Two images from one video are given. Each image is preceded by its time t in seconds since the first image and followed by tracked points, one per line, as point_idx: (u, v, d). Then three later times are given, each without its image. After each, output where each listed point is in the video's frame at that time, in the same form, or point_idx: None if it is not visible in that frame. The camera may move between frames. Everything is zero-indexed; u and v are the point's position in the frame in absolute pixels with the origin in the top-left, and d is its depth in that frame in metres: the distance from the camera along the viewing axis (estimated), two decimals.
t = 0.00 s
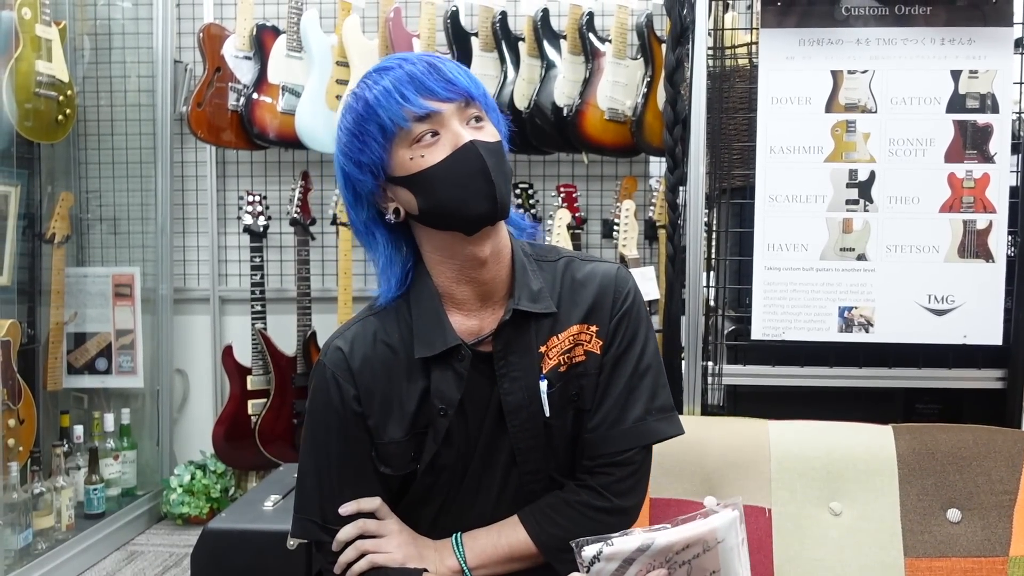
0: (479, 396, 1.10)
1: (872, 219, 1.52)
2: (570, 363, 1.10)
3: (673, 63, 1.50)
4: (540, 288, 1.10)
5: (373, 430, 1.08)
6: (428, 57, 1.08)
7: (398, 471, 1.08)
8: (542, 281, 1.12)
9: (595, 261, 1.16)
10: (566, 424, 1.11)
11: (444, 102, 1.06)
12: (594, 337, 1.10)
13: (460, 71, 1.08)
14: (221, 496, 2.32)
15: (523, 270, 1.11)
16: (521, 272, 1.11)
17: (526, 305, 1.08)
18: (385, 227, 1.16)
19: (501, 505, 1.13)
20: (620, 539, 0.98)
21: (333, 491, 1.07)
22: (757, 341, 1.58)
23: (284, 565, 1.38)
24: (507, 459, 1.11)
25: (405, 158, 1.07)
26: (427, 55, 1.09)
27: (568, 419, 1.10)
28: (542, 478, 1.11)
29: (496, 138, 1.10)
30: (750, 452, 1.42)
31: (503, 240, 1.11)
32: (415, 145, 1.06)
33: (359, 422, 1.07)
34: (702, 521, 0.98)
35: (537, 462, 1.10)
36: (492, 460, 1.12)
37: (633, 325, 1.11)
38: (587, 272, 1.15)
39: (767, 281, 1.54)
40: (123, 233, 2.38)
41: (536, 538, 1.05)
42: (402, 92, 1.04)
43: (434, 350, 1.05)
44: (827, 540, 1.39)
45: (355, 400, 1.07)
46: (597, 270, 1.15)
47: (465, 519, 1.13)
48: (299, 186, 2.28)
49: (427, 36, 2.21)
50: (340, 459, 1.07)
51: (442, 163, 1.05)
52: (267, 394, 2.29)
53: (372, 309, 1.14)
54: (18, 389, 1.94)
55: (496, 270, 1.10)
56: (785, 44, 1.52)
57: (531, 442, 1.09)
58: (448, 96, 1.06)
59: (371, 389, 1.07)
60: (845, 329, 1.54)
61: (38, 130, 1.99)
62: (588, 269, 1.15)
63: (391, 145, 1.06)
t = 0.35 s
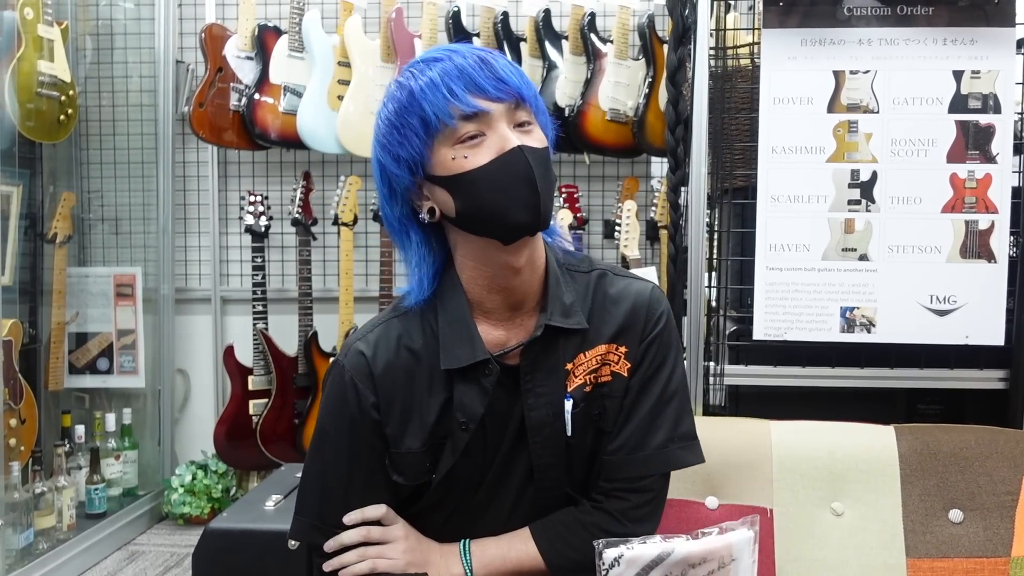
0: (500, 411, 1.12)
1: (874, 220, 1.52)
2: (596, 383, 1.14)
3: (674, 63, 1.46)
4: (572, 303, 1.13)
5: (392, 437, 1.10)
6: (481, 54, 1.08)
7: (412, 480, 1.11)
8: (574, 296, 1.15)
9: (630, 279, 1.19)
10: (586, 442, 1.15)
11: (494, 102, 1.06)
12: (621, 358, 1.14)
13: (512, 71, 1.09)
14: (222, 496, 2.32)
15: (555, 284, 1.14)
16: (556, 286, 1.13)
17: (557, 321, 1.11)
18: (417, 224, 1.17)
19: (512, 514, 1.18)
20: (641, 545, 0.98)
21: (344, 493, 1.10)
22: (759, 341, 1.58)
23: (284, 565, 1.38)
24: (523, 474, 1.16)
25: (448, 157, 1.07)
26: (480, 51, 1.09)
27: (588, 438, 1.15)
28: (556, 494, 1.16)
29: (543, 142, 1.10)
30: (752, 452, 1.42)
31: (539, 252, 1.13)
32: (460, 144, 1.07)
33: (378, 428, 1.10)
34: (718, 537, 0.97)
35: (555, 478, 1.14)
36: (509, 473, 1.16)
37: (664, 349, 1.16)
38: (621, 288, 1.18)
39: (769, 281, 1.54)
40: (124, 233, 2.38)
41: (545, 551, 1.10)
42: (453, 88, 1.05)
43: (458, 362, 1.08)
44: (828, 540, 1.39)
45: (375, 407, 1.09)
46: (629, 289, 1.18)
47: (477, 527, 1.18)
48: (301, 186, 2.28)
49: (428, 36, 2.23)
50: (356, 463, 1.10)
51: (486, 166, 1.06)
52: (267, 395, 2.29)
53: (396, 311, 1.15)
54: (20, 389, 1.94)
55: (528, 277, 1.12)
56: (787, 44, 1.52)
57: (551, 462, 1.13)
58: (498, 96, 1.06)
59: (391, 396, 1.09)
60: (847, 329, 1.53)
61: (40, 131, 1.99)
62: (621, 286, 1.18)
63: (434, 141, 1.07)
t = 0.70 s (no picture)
0: (501, 414, 1.14)
1: (875, 218, 1.52)
2: (607, 402, 1.14)
3: (676, 62, 1.45)
4: (593, 317, 1.13)
5: (394, 425, 1.13)
6: (540, 54, 1.08)
7: (409, 471, 1.13)
8: (595, 309, 1.15)
9: (656, 300, 1.19)
10: (592, 460, 1.16)
11: (533, 104, 1.05)
12: (637, 380, 1.15)
13: (566, 76, 1.07)
14: (222, 494, 2.32)
15: (578, 298, 1.14)
16: (577, 298, 1.14)
17: (575, 334, 1.11)
18: (452, 207, 1.20)
19: (512, 521, 1.19)
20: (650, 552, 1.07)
21: (341, 472, 1.11)
22: (760, 340, 1.58)
23: (285, 563, 1.37)
24: (527, 483, 1.17)
25: (476, 149, 1.08)
26: (541, 50, 1.08)
27: (595, 456, 1.16)
28: (561, 508, 1.17)
29: (578, 154, 1.08)
30: (752, 451, 1.42)
31: (563, 261, 1.13)
32: (490, 139, 1.07)
33: (381, 414, 1.12)
34: (726, 550, 1.09)
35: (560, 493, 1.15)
36: (512, 480, 1.18)
37: (683, 376, 1.16)
38: (645, 308, 1.18)
39: (770, 279, 1.54)
40: (125, 231, 2.38)
41: (544, 567, 1.10)
42: (495, 81, 1.06)
43: (468, 362, 1.08)
44: (829, 539, 1.39)
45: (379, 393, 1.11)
46: (654, 312, 1.17)
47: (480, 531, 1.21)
48: (302, 185, 2.28)
49: (430, 35, 2.20)
50: (356, 445, 1.12)
51: (506, 166, 1.06)
52: (268, 393, 2.29)
53: (411, 299, 1.18)
54: (21, 387, 1.94)
55: (549, 283, 1.12)
56: (789, 43, 1.51)
57: (558, 476, 1.14)
58: (539, 98, 1.05)
59: (395, 384, 1.12)
60: (848, 328, 1.53)
61: (42, 129, 1.99)
62: (646, 305, 1.18)
63: (469, 130, 1.09)
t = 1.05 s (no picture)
0: (517, 412, 1.13)
1: (874, 216, 1.52)
2: (625, 405, 1.14)
3: (674, 58, 1.42)
4: (616, 320, 1.13)
5: (413, 415, 1.13)
6: (593, 58, 1.08)
7: (424, 462, 1.13)
8: (619, 313, 1.15)
9: (677, 308, 1.19)
10: (606, 462, 1.16)
11: (579, 108, 1.05)
12: (656, 385, 1.15)
13: (616, 84, 1.07)
14: (223, 492, 2.32)
15: (602, 301, 1.14)
16: (602, 301, 1.14)
17: (599, 336, 1.11)
18: (490, 200, 1.20)
19: (520, 518, 1.20)
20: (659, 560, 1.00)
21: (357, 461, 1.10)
22: (759, 337, 1.58)
23: (285, 560, 1.37)
24: (537, 481, 1.18)
25: (517, 145, 1.09)
26: (595, 55, 1.08)
27: (609, 458, 1.16)
28: (570, 508, 1.17)
29: (616, 163, 1.08)
30: (753, 448, 1.42)
31: (592, 263, 1.12)
32: (533, 136, 1.08)
33: (400, 404, 1.12)
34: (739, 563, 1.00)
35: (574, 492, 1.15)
36: (523, 478, 1.18)
37: (700, 384, 1.17)
38: (666, 314, 1.18)
39: (770, 277, 1.54)
40: (125, 230, 2.38)
41: (553, 568, 1.11)
42: (546, 80, 1.06)
43: (491, 358, 1.08)
44: (830, 537, 1.39)
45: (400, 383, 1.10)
46: (675, 319, 1.17)
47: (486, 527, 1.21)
48: (301, 182, 2.27)
49: (430, 33, 2.19)
50: (373, 435, 1.11)
51: (544, 165, 1.06)
52: (268, 391, 2.29)
53: (435, 292, 1.16)
54: (21, 386, 1.95)
55: (575, 288, 1.12)
56: (789, 40, 1.51)
57: (570, 477, 1.14)
58: (587, 103, 1.05)
59: (416, 375, 1.11)
60: (848, 325, 1.53)
61: (41, 128, 1.99)
62: (668, 312, 1.18)
63: (514, 125, 1.09)
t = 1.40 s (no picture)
0: (534, 397, 1.12)
1: (874, 213, 1.52)
2: (637, 397, 1.15)
3: (676, 56, 1.45)
4: (629, 313, 1.14)
5: (431, 400, 1.12)
6: (623, 61, 1.08)
7: (441, 447, 1.12)
8: (630, 307, 1.16)
9: (683, 303, 1.21)
10: (616, 452, 1.17)
11: (607, 108, 1.06)
12: (666, 376, 1.15)
13: (644, 87, 1.07)
14: (223, 490, 2.32)
15: (615, 294, 1.15)
16: (617, 296, 1.15)
17: (614, 328, 1.12)
18: (514, 193, 1.19)
19: (530, 509, 1.19)
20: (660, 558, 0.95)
21: (376, 444, 1.09)
22: (759, 335, 1.58)
23: (284, 557, 1.38)
24: (549, 470, 1.17)
25: (545, 141, 1.09)
26: (624, 57, 1.09)
27: (618, 449, 1.16)
28: (579, 499, 1.17)
29: (640, 164, 1.09)
30: (752, 446, 1.42)
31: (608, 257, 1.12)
32: (560, 133, 1.08)
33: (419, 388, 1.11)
34: None
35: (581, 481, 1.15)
36: (535, 467, 1.17)
37: (707, 377, 1.18)
38: (675, 309, 1.19)
39: (770, 274, 1.54)
40: (124, 228, 2.38)
41: (567, 559, 1.11)
42: (575, 79, 1.06)
43: (512, 345, 1.07)
44: (829, 534, 1.39)
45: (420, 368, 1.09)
46: (684, 313, 1.19)
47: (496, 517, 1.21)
48: (301, 180, 2.27)
49: (429, 30, 2.20)
50: (391, 419, 1.09)
51: (570, 161, 1.06)
52: (268, 388, 2.30)
53: (453, 280, 1.16)
54: (21, 383, 1.95)
55: (590, 282, 1.12)
56: (788, 38, 1.51)
57: (582, 465, 1.14)
58: (616, 104, 1.05)
59: (435, 360, 1.10)
60: (848, 323, 1.53)
61: (40, 125, 1.99)
62: (675, 308, 1.19)
63: (541, 122, 1.09)
